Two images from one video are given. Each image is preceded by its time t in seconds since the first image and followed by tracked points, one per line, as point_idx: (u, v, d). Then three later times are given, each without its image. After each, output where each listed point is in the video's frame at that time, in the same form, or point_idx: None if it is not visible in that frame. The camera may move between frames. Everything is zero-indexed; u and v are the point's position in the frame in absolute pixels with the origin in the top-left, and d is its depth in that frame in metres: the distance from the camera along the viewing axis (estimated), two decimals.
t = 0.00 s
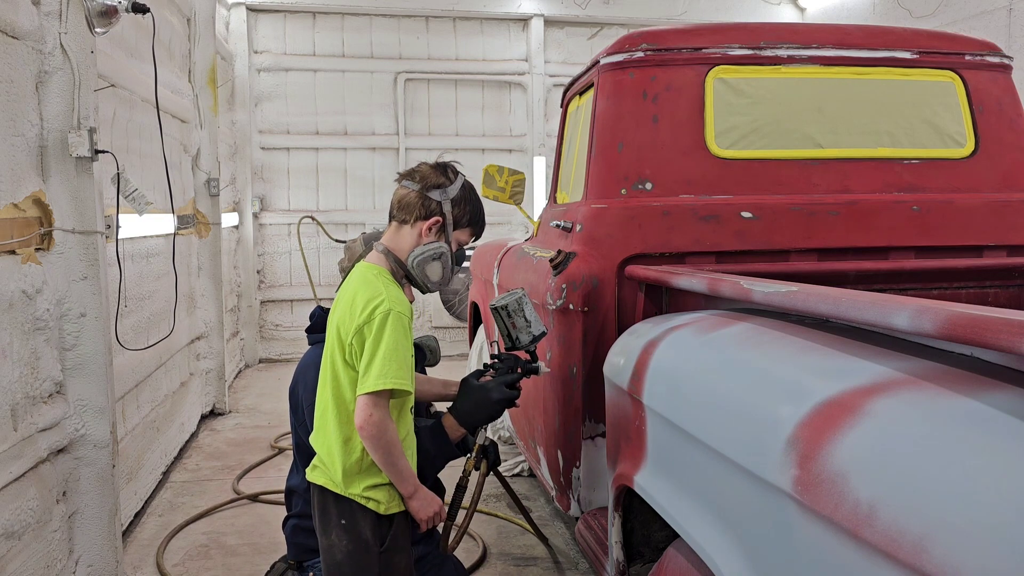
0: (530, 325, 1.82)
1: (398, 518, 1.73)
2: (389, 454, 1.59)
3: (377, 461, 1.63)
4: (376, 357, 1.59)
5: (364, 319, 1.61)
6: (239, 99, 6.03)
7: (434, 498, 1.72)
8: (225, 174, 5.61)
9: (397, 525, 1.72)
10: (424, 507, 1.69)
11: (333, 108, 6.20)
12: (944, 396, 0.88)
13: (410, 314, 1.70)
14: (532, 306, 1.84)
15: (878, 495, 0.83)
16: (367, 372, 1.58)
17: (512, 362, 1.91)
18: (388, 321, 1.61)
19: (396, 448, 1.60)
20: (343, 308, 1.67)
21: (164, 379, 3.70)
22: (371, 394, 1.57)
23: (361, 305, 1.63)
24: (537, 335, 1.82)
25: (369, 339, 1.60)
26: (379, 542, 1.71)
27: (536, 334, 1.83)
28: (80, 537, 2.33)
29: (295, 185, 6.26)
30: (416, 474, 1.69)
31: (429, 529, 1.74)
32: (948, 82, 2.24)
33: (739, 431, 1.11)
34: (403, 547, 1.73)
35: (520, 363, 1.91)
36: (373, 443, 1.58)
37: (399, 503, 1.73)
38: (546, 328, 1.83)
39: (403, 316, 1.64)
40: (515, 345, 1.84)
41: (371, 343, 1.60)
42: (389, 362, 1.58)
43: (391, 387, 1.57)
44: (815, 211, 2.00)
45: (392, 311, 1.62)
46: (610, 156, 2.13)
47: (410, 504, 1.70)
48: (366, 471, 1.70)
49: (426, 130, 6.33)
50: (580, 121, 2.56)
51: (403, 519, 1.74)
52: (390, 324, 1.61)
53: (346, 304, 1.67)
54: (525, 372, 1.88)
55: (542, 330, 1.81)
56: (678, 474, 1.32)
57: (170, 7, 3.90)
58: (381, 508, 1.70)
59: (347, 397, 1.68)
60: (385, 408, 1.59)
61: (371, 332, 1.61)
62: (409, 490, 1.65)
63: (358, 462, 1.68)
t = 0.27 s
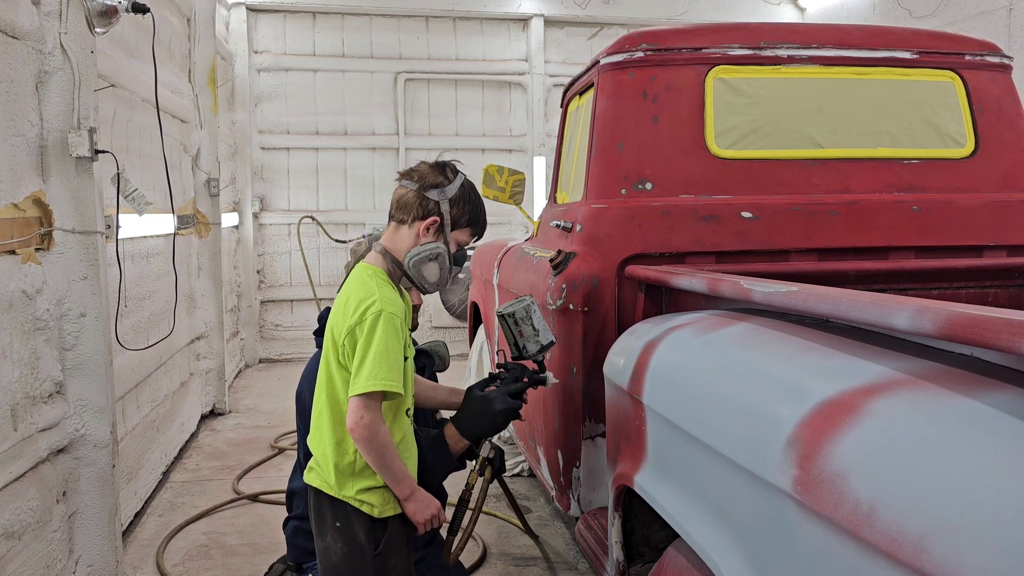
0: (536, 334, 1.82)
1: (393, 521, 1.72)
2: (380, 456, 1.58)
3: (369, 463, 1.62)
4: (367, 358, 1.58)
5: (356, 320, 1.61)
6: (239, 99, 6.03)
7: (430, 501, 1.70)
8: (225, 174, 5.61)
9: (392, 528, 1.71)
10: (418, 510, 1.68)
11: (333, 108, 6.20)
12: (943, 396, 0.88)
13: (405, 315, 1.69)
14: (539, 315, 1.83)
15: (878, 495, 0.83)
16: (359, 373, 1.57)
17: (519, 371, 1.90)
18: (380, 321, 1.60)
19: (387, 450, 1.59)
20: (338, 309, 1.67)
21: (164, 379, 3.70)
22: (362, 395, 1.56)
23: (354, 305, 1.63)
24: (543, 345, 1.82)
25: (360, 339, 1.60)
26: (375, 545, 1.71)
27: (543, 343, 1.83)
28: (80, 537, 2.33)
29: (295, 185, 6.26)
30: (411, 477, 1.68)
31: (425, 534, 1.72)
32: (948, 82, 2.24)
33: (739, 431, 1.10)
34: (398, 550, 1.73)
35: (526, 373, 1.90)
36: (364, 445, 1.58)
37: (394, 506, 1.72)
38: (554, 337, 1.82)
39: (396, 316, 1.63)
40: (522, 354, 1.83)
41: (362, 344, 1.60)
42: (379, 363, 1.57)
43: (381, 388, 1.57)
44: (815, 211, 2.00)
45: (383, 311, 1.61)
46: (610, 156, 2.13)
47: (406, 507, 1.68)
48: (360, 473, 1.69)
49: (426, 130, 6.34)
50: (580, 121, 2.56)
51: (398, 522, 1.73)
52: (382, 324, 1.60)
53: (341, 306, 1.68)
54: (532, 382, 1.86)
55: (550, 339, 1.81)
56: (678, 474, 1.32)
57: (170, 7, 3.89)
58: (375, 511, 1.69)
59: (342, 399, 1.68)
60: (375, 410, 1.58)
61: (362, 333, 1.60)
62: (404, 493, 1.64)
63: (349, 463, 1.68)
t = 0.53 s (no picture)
0: (549, 348, 1.74)
1: (375, 530, 1.71)
2: (357, 459, 1.57)
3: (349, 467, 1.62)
4: (347, 358, 1.58)
5: (342, 319, 1.62)
6: (239, 99, 6.02)
7: (412, 511, 1.68)
8: (225, 174, 5.61)
9: (373, 537, 1.71)
10: (399, 520, 1.66)
11: (333, 108, 6.20)
12: (943, 397, 0.88)
13: (394, 317, 1.68)
14: (554, 327, 1.76)
15: (878, 496, 0.83)
16: (338, 374, 1.57)
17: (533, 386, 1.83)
18: (363, 321, 1.60)
19: (366, 454, 1.58)
20: (330, 311, 1.69)
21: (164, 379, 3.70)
22: (338, 394, 1.56)
23: (342, 305, 1.65)
24: (556, 359, 1.74)
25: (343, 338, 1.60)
26: (356, 554, 1.71)
27: (557, 357, 1.75)
28: (80, 538, 2.33)
29: (295, 185, 6.26)
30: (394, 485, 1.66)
31: (405, 546, 1.70)
32: (948, 82, 2.24)
33: (739, 430, 1.10)
34: (381, 560, 1.72)
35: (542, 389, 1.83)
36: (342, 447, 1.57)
37: (376, 515, 1.72)
38: (567, 350, 1.74)
39: (382, 318, 1.62)
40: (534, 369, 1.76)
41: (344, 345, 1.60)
42: (358, 364, 1.56)
43: (357, 388, 1.55)
44: (815, 211, 2.00)
45: (369, 311, 1.61)
46: (610, 157, 2.13)
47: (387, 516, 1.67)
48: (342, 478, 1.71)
49: (426, 130, 6.34)
50: (580, 121, 2.56)
51: (380, 531, 1.72)
52: (365, 325, 1.59)
53: (333, 307, 1.69)
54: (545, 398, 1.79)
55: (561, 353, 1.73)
56: (679, 475, 1.32)
57: (170, 7, 3.89)
58: (355, 519, 1.70)
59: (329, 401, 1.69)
60: (353, 410, 1.57)
61: (346, 332, 1.60)
62: (385, 501, 1.63)
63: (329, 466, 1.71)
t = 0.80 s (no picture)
0: (563, 369, 1.71)
1: (351, 542, 1.70)
2: (334, 462, 1.57)
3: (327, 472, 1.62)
4: (330, 359, 1.58)
5: (333, 318, 1.63)
6: (239, 99, 6.02)
7: (388, 524, 1.66)
8: (225, 174, 5.61)
9: (349, 549, 1.69)
10: (373, 532, 1.64)
11: (333, 108, 6.20)
12: (944, 396, 0.88)
13: (385, 321, 1.68)
14: (568, 347, 1.72)
15: (878, 495, 0.83)
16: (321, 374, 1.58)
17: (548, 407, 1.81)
18: (350, 322, 1.60)
19: (343, 459, 1.57)
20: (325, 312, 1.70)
21: (164, 379, 3.70)
22: (321, 393, 1.56)
23: (335, 306, 1.65)
24: (569, 380, 1.71)
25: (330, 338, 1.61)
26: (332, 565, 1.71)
27: (571, 379, 1.72)
28: (80, 538, 2.33)
29: (295, 185, 6.26)
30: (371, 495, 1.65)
31: (380, 559, 1.68)
32: (948, 82, 2.24)
33: (740, 429, 1.10)
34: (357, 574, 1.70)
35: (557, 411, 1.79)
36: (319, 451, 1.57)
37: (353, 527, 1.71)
38: (581, 373, 1.71)
39: (370, 320, 1.62)
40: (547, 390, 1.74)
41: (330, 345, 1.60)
42: (340, 364, 1.56)
43: (338, 388, 1.55)
44: (815, 211, 2.00)
45: (358, 312, 1.62)
46: (610, 156, 2.13)
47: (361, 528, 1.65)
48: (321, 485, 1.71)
49: (426, 130, 6.34)
50: (580, 121, 2.56)
51: (356, 543, 1.70)
52: (352, 326, 1.60)
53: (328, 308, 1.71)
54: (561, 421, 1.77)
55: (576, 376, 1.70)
56: (678, 475, 1.32)
57: (170, 7, 3.89)
58: (330, 530, 1.69)
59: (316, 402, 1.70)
60: (332, 412, 1.56)
61: (333, 333, 1.61)
62: (360, 510, 1.62)
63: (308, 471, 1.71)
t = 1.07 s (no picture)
0: (558, 370, 1.71)
1: (339, 544, 1.70)
2: (323, 461, 1.57)
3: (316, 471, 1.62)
4: (320, 357, 1.58)
5: (325, 317, 1.63)
6: (239, 99, 6.02)
7: (376, 526, 1.66)
8: (225, 174, 5.61)
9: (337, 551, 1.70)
10: (361, 533, 1.64)
11: (333, 108, 6.20)
12: (944, 396, 0.88)
13: (377, 320, 1.68)
14: (566, 349, 1.71)
15: (878, 495, 0.83)
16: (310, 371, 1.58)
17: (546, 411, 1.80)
18: (341, 320, 1.60)
19: (331, 458, 1.57)
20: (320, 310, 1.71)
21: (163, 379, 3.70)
22: (310, 391, 1.56)
23: (329, 304, 1.66)
24: (564, 382, 1.70)
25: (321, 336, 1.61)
26: (321, 567, 1.72)
27: (568, 380, 1.70)
28: (79, 538, 2.33)
29: (295, 185, 6.26)
30: (360, 494, 1.65)
31: (368, 560, 1.67)
32: (948, 82, 2.24)
33: (740, 429, 1.10)
34: None
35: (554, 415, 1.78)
36: (308, 449, 1.58)
37: (341, 529, 1.71)
38: (578, 374, 1.69)
39: (361, 319, 1.62)
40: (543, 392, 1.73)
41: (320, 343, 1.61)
42: (329, 362, 1.56)
43: (327, 386, 1.55)
44: (815, 211, 2.00)
45: (350, 311, 1.62)
46: (610, 156, 2.13)
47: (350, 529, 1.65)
48: (309, 486, 1.71)
49: (426, 130, 6.34)
50: (580, 121, 2.56)
51: (344, 545, 1.70)
52: (342, 324, 1.60)
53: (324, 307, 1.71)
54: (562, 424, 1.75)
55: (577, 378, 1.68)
56: (678, 475, 1.32)
57: (170, 7, 3.89)
58: (318, 532, 1.69)
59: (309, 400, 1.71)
60: (321, 410, 1.56)
61: (324, 330, 1.61)
62: (349, 509, 1.62)
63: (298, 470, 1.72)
